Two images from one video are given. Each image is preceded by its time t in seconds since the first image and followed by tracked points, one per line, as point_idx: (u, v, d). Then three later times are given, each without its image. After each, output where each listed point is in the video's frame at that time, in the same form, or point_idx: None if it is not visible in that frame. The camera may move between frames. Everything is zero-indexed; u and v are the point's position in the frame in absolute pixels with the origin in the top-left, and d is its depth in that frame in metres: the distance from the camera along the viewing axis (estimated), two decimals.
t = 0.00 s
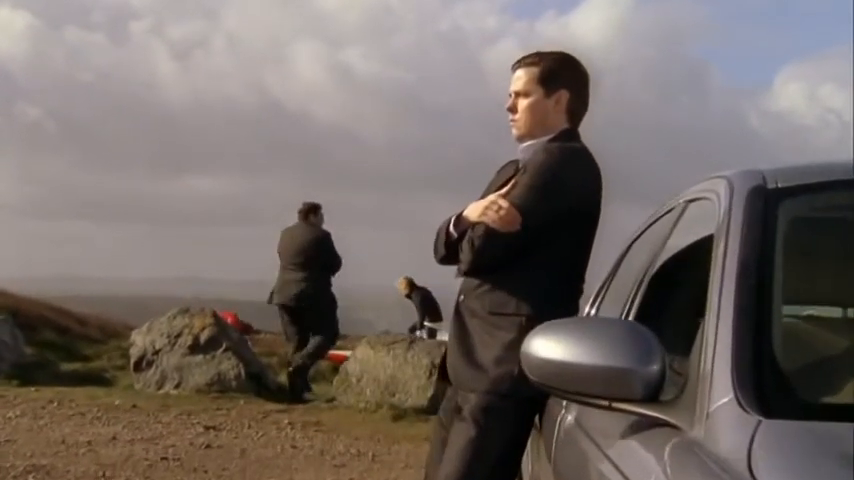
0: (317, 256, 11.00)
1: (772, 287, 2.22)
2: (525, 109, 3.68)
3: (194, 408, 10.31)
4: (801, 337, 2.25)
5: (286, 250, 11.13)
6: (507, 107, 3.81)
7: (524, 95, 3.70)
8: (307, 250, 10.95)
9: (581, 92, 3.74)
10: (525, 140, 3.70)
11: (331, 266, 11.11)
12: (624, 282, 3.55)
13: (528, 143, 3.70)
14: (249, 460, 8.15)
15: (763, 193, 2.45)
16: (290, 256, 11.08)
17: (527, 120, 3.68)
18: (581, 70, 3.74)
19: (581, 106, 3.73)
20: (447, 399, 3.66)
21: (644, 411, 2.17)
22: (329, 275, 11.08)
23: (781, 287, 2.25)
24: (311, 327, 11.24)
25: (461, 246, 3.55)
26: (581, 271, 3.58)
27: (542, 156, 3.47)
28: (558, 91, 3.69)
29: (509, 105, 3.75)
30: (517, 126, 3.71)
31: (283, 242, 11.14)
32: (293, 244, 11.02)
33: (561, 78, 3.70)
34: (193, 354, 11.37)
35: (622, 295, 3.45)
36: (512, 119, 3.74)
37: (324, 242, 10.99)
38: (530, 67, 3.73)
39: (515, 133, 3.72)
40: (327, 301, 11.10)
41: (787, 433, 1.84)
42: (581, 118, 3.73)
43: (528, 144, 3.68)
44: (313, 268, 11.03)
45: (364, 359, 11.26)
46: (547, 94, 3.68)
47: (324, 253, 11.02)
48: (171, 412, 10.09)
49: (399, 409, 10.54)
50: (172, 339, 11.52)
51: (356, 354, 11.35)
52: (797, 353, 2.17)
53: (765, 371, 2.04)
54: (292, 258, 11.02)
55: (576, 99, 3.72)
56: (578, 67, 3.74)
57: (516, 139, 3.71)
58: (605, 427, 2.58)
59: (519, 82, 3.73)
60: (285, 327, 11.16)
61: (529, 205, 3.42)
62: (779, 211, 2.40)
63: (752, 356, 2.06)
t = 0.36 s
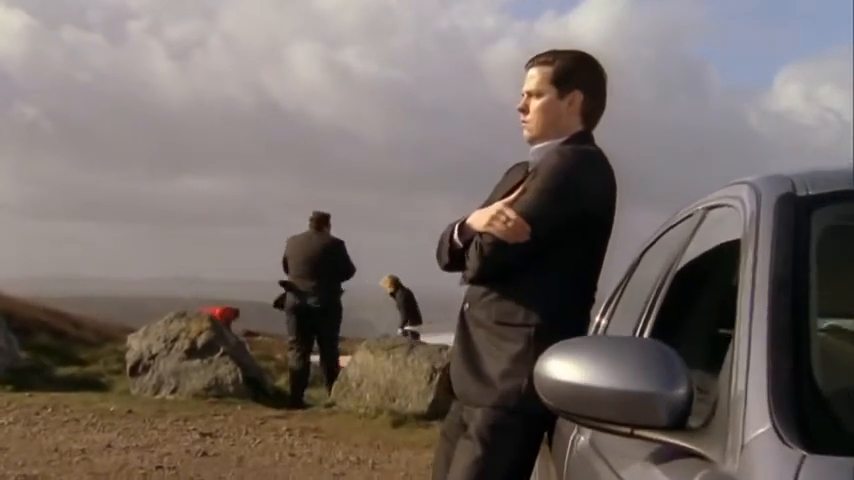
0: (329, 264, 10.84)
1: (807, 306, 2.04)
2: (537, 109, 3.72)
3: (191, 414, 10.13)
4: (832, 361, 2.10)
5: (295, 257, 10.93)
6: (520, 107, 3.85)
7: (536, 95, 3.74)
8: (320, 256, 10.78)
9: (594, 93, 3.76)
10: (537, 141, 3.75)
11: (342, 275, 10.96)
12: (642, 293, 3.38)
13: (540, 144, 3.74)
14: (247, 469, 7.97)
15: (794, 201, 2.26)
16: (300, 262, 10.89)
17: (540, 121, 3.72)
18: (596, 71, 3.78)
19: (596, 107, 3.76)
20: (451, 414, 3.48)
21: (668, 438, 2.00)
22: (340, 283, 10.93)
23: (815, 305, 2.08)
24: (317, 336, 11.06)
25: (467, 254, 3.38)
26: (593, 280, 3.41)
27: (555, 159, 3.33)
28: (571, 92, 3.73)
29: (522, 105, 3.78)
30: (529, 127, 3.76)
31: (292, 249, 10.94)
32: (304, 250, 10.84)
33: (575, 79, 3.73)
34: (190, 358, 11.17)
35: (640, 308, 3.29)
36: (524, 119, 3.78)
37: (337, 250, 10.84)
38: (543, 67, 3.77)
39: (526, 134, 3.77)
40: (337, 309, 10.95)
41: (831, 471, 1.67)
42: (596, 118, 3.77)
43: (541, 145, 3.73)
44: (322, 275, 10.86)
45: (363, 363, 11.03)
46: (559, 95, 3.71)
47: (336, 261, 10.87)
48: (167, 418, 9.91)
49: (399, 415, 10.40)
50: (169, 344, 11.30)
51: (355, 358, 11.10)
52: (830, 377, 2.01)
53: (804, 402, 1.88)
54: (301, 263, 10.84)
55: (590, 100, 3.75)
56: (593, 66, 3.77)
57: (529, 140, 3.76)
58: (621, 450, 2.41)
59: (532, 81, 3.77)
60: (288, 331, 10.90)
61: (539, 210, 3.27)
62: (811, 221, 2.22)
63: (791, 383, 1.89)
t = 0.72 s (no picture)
0: (334, 263, 11.14)
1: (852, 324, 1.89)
2: (542, 110, 3.55)
3: (187, 419, 9.95)
4: None
5: (300, 257, 11.15)
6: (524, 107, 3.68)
7: (541, 94, 3.56)
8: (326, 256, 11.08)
9: (603, 90, 3.59)
10: (543, 143, 3.58)
11: (345, 271, 11.26)
12: (659, 302, 3.23)
13: (545, 146, 3.57)
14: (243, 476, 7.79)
15: (829, 208, 2.09)
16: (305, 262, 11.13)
17: (545, 122, 3.54)
18: (603, 68, 3.60)
19: (603, 106, 3.58)
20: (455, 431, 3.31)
21: (697, 471, 1.83)
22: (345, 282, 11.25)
23: None
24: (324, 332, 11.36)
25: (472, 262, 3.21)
26: (606, 288, 3.26)
27: (563, 162, 3.17)
28: (578, 91, 3.54)
29: (526, 106, 3.61)
30: (535, 129, 3.59)
31: (296, 249, 11.17)
32: (309, 250, 11.10)
33: (581, 76, 3.55)
34: (186, 361, 10.99)
35: (656, 319, 3.13)
36: (529, 120, 3.61)
37: (342, 250, 11.16)
38: (547, 64, 3.59)
39: (532, 136, 3.60)
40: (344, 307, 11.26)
41: None
42: (604, 117, 3.59)
43: (547, 148, 3.55)
44: (327, 272, 11.14)
45: (362, 367, 10.84)
46: (565, 94, 3.54)
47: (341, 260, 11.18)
48: (162, 423, 9.73)
49: (398, 420, 10.18)
50: (165, 347, 11.11)
51: (355, 361, 10.91)
52: None
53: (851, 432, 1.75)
54: (305, 262, 11.11)
55: (598, 99, 3.57)
56: (600, 62, 3.59)
57: (534, 142, 3.59)
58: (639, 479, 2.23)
59: (536, 80, 3.59)
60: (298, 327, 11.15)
61: (547, 216, 3.09)
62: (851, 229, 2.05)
63: (838, 414, 1.75)
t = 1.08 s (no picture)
0: (330, 266, 11.02)
1: None
2: (550, 110, 3.38)
3: (184, 423, 9.79)
4: None
5: (297, 260, 11.02)
6: (531, 106, 3.50)
7: (549, 94, 3.39)
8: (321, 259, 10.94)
9: (614, 88, 3.41)
10: (552, 146, 3.41)
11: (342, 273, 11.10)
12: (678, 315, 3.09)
13: (554, 149, 3.40)
14: None
15: None
16: (300, 265, 11.00)
17: (554, 123, 3.37)
18: (615, 63, 3.42)
19: (616, 105, 3.41)
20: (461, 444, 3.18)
21: None
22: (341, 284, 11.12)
23: None
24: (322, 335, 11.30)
25: (479, 274, 3.06)
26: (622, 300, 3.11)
27: (574, 167, 3.01)
28: (588, 89, 3.37)
29: (533, 106, 3.43)
30: (543, 131, 3.41)
31: (293, 252, 11.03)
32: (304, 253, 10.96)
33: (591, 73, 3.37)
34: (183, 363, 10.81)
35: (676, 331, 2.99)
36: (537, 121, 3.43)
37: (338, 252, 11.02)
38: (555, 61, 3.41)
39: (540, 137, 3.42)
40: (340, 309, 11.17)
41: None
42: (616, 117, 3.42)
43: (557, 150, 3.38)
44: (324, 275, 11.00)
45: (362, 368, 10.67)
46: (575, 93, 3.36)
47: (337, 263, 11.03)
48: (158, 427, 9.57)
49: (398, 423, 10.03)
50: (161, 348, 10.96)
51: (355, 363, 10.75)
52: None
53: None
54: (302, 265, 10.97)
55: (610, 97, 3.39)
56: (611, 59, 3.41)
57: (543, 144, 3.41)
58: None
59: (544, 78, 3.42)
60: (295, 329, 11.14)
61: (558, 226, 2.95)
62: None
63: None
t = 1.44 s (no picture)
0: (342, 273, 11.03)
1: None
2: (560, 108, 3.20)
3: (179, 427, 9.61)
4: None
5: (309, 263, 10.97)
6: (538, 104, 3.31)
7: (558, 92, 3.20)
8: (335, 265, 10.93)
9: (628, 86, 3.23)
10: (561, 147, 3.23)
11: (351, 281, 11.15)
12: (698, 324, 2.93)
13: (564, 150, 3.22)
14: None
15: None
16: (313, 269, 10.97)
17: (564, 123, 3.19)
18: (627, 58, 3.23)
19: (628, 103, 3.23)
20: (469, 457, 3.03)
21: None
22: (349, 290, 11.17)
23: None
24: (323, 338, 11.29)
25: (485, 282, 2.88)
26: (636, 309, 2.94)
27: (585, 170, 2.83)
28: (599, 86, 3.18)
29: (541, 105, 3.25)
30: (551, 130, 3.23)
31: (306, 254, 10.96)
32: (317, 257, 10.93)
33: (603, 69, 3.19)
34: (179, 366, 10.65)
35: (696, 345, 2.83)
36: (545, 121, 3.24)
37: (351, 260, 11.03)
38: (564, 57, 3.23)
39: (548, 138, 3.24)
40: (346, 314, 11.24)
41: None
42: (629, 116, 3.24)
43: (567, 152, 3.20)
44: (334, 280, 11.01)
45: (360, 372, 10.47)
46: (586, 91, 3.18)
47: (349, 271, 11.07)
48: (153, 431, 9.39)
49: (398, 427, 9.85)
50: (157, 351, 10.76)
51: (353, 366, 10.53)
52: None
53: None
54: (314, 268, 10.95)
55: (622, 94, 3.22)
56: (624, 55, 3.23)
57: (551, 145, 3.23)
58: None
59: (551, 75, 3.22)
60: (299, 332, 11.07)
61: (570, 232, 2.77)
62: None
63: None
